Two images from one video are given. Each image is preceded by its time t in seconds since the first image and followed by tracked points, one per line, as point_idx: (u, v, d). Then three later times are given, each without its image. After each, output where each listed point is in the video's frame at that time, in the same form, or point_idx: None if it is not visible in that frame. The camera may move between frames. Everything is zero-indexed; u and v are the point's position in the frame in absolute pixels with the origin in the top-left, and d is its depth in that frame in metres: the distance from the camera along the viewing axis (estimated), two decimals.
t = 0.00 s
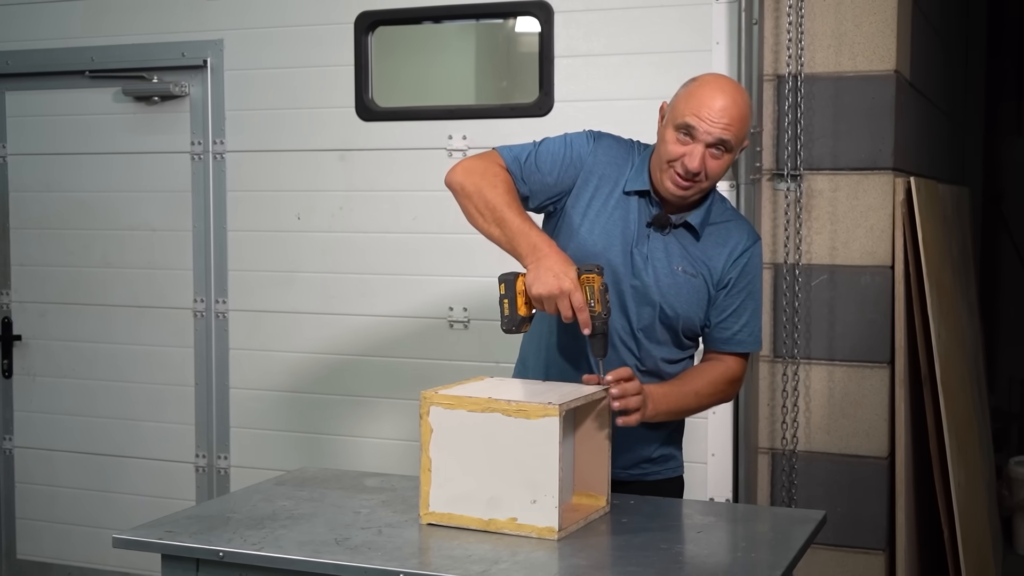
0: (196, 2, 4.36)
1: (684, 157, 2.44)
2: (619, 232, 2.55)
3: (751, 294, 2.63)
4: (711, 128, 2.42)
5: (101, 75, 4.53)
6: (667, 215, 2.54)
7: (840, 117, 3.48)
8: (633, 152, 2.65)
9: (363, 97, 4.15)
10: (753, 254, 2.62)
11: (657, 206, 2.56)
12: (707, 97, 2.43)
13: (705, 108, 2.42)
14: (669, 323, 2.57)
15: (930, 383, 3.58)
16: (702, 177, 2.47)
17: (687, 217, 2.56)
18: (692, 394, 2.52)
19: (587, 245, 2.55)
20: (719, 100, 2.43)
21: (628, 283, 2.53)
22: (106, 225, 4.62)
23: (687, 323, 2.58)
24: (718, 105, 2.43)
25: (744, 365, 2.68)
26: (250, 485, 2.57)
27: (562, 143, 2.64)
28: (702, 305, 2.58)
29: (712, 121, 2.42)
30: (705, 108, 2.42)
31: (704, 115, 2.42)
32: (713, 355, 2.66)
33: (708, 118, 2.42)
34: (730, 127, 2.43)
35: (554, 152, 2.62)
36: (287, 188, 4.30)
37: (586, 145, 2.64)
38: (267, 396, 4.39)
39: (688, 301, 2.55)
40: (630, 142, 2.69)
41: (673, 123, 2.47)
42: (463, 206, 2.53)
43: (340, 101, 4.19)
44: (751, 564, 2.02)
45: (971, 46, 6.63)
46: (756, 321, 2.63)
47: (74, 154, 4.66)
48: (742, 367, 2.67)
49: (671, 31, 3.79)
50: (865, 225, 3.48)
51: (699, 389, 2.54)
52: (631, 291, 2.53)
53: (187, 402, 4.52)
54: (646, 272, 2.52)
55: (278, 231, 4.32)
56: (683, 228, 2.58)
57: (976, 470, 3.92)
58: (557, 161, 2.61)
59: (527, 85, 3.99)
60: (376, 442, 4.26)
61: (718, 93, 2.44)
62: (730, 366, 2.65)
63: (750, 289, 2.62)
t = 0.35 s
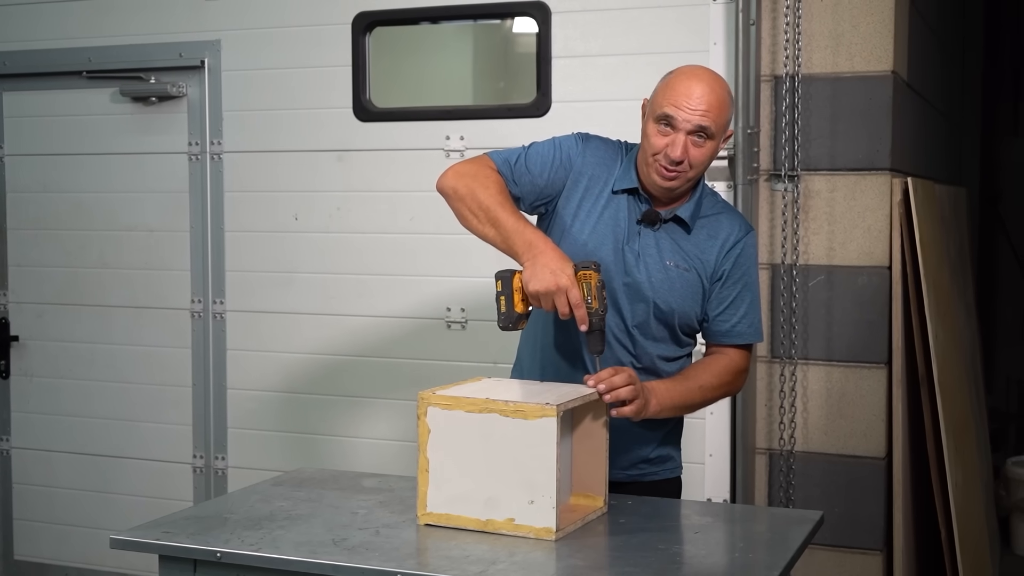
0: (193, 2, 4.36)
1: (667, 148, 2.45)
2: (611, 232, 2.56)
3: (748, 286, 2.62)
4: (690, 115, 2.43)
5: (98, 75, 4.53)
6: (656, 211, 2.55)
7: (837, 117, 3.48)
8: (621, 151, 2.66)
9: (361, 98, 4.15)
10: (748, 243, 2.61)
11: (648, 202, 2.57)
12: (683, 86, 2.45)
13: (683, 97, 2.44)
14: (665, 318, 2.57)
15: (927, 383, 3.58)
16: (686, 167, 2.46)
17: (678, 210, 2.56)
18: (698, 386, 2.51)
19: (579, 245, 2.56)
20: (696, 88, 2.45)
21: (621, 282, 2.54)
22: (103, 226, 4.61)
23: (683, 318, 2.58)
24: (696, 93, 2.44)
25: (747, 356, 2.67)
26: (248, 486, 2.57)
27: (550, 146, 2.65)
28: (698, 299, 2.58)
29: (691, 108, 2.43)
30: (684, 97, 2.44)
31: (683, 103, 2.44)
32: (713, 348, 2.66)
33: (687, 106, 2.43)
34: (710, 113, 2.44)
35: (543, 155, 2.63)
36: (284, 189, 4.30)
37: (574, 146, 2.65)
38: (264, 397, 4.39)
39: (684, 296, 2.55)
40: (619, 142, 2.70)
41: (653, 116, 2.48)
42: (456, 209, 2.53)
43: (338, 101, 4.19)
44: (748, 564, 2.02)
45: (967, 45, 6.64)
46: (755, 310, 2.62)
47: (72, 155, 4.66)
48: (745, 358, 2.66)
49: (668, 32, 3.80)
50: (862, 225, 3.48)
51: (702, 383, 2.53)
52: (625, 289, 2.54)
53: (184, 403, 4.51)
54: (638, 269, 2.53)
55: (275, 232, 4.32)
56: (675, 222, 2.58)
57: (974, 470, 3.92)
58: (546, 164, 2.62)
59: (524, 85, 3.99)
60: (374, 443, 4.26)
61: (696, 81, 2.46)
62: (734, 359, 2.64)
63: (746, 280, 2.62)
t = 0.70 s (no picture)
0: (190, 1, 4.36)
1: (654, 158, 2.44)
2: (605, 232, 2.56)
3: (744, 284, 2.61)
4: (676, 128, 2.40)
5: (96, 75, 4.52)
6: (651, 211, 2.55)
7: (835, 117, 3.49)
8: (612, 154, 2.67)
9: (358, 98, 4.15)
10: (744, 241, 2.61)
11: (641, 203, 2.57)
12: (671, 98, 2.41)
13: (670, 109, 2.40)
14: (661, 317, 2.57)
15: (925, 383, 3.59)
16: (673, 175, 2.46)
17: (673, 209, 2.56)
18: (697, 384, 2.50)
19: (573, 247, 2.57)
20: (684, 100, 2.41)
21: (616, 282, 2.54)
22: (101, 225, 4.61)
23: (680, 317, 2.58)
24: (684, 104, 2.41)
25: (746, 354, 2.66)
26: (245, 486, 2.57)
27: (541, 151, 2.67)
28: (695, 297, 2.57)
29: (677, 121, 2.40)
30: (670, 109, 2.41)
31: (669, 116, 2.40)
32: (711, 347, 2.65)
33: (673, 120, 2.40)
34: (698, 126, 2.41)
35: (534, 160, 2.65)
36: (282, 188, 4.29)
37: (565, 150, 2.67)
38: (261, 396, 4.39)
39: (680, 294, 2.55)
40: (611, 145, 2.71)
41: (642, 124, 2.46)
42: (450, 212, 2.53)
43: (336, 101, 4.18)
44: (746, 565, 2.02)
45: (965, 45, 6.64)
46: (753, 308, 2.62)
47: (70, 154, 4.66)
48: (744, 355, 2.65)
49: (666, 32, 3.80)
50: (860, 225, 3.48)
51: (701, 382, 2.52)
52: (619, 290, 2.54)
53: (182, 402, 4.51)
54: (633, 269, 2.53)
55: (273, 232, 4.32)
56: (670, 222, 2.58)
57: (971, 470, 3.92)
58: (538, 168, 2.64)
59: (521, 85, 3.99)
60: (372, 443, 4.26)
61: (684, 91, 2.42)
62: (732, 356, 2.63)
63: (743, 279, 2.61)
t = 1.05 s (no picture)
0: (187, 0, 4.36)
1: (646, 160, 2.44)
2: (600, 231, 2.56)
3: (741, 281, 2.60)
4: (667, 131, 2.40)
5: (93, 75, 4.52)
6: (645, 209, 2.56)
7: (833, 117, 3.49)
8: (606, 154, 2.67)
9: (356, 97, 4.14)
10: (740, 238, 2.60)
11: (636, 203, 2.58)
12: (661, 100, 2.42)
13: (661, 111, 2.40)
14: (657, 316, 2.57)
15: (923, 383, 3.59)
16: (666, 176, 2.47)
17: (667, 208, 2.57)
18: (693, 381, 2.50)
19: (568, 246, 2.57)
20: (675, 101, 2.41)
21: (611, 280, 2.54)
22: (98, 225, 4.61)
23: (676, 314, 2.58)
24: (675, 106, 2.41)
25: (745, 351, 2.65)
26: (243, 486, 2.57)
27: (535, 152, 2.68)
28: (691, 295, 2.57)
29: (668, 123, 2.40)
30: (661, 111, 2.41)
31: (660, 118, 2.41)
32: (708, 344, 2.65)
33: (664, 122, 2.40)
34: (689, 127, 2.41)
35: (529, 161, 2.66)
36: (280, 188, 4.29)
37: (559, 151, 2.67)
38: (259, 396, 4.39)
39: (676, 292, 2.55)
40: (606, 145, 2.71)
41: (633, 126, 2.46)
42: (445, 209, 2.53)
43: (333, 101, 4.18)
44: (744, 564, 2.02)
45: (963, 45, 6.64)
46: (750, 304, 2.61)
47: (67, 153, 4.65)
48: (742, 352, 2.65)
49: (664, 32, 3.80)
50: (858, 225, 3.49)
51: (699, 379, 2.52)
52: (615, 288, 2.54)
53: (180, 402, 4.51)
54: (628, 267, 2.53)
55: (270, 232, 4.32)
56: (665, 221, 2.58)
57: (969, 470, 3.93)
58: (533, 168, 2.66)
59: (519, 85, 4.00)
60: (370, 443, 4.26)
61: (675, 93, 2.42)
62: (731, 353, 2.62)
63: (740, 276, 2.60)
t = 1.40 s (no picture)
0: None
1: (647, 159, 2.44)
2: (599, 232, 2.56)
3: (741, 279, 2.60)
4: (668, 131, 2.40)
5: (91, 75, 4.52)
6: (645, 210, 2.56)
7: (831, 117, 3.49)
8: (604, 154, 2.67)
9: (354, 97, 4.14)
10: (739, 237, 2.60)
11: (635, 203, 2.58)
12: (663, 99, 2.41)
13: (663, 111, 2.40)
14: (658, 316, 2.57)
15: (921, 383, 3.59)
16: (666, 176, 2.46)
17: (667, 209, 2.57)
18: (693, 378, 2.49)
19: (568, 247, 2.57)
20: (677, 101, 2.41)
21: (611, 281, 2.54)
22: (97, 225, 4.60)
23: (676, 314, 2.58)
24: (677, 105, 2.41)
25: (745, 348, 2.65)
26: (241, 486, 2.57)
27: (532, 154, 2.68)
28: (691, 295, 2.57)
29: (670, 123, 2.40)
30: (663, 111, 2.41)
31: (662, 118, 2.40)
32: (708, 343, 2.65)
33: (666, 121, 2.40)
34: (691, 127, 2.41)
35: (525, 162, 2.67)
36: (278, 188, 4.29)
37: (556, 152, 2.68)
38: (257, 396, 4.39)
39: (676, 291, 2.54)
40: (604, 146, 2.71)
41: (634, 124, 2.46)
42: (437, 201, 2.54)
43: (332, 100, 4.18)
44: (742, 564, 2.02)
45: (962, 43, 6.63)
46: (750, 302, 2.61)
47: (65, 153, 4.65)
48: (742, 350, 2.64)
49: (662, 31, 3.80)
50: (856, 225, 3.49)
51: (700, 375, 2.51)
52: (614, 289, 2.54)
53: (178, 402, 4.51)
54: (628, 268, 2.53)
55: (268, 232, 4.32)
56: (665, 221, 2.58)
57: (967, 469, 3.93)
58: (530, 169, 2.66)
59: (517, 84, 3.99)
60: (369, 443, 4.26)
61: (677, 92, 2.42)
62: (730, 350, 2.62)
63: (740, 274, 2.60)
